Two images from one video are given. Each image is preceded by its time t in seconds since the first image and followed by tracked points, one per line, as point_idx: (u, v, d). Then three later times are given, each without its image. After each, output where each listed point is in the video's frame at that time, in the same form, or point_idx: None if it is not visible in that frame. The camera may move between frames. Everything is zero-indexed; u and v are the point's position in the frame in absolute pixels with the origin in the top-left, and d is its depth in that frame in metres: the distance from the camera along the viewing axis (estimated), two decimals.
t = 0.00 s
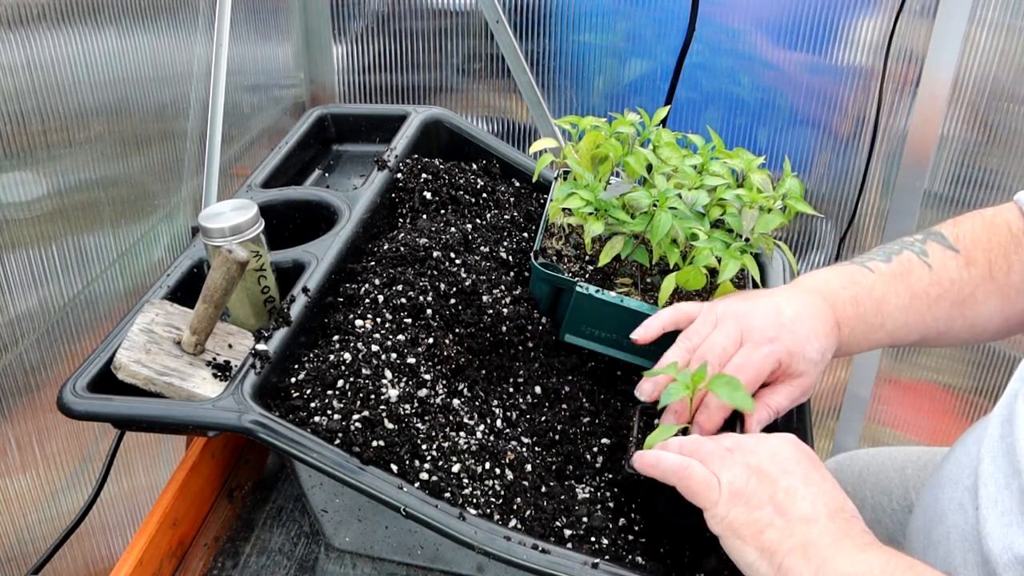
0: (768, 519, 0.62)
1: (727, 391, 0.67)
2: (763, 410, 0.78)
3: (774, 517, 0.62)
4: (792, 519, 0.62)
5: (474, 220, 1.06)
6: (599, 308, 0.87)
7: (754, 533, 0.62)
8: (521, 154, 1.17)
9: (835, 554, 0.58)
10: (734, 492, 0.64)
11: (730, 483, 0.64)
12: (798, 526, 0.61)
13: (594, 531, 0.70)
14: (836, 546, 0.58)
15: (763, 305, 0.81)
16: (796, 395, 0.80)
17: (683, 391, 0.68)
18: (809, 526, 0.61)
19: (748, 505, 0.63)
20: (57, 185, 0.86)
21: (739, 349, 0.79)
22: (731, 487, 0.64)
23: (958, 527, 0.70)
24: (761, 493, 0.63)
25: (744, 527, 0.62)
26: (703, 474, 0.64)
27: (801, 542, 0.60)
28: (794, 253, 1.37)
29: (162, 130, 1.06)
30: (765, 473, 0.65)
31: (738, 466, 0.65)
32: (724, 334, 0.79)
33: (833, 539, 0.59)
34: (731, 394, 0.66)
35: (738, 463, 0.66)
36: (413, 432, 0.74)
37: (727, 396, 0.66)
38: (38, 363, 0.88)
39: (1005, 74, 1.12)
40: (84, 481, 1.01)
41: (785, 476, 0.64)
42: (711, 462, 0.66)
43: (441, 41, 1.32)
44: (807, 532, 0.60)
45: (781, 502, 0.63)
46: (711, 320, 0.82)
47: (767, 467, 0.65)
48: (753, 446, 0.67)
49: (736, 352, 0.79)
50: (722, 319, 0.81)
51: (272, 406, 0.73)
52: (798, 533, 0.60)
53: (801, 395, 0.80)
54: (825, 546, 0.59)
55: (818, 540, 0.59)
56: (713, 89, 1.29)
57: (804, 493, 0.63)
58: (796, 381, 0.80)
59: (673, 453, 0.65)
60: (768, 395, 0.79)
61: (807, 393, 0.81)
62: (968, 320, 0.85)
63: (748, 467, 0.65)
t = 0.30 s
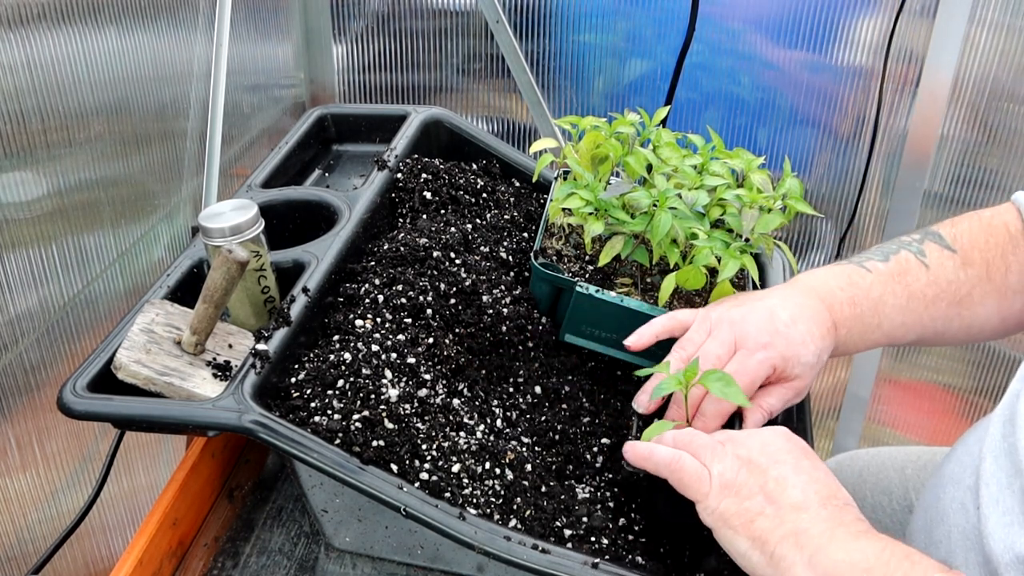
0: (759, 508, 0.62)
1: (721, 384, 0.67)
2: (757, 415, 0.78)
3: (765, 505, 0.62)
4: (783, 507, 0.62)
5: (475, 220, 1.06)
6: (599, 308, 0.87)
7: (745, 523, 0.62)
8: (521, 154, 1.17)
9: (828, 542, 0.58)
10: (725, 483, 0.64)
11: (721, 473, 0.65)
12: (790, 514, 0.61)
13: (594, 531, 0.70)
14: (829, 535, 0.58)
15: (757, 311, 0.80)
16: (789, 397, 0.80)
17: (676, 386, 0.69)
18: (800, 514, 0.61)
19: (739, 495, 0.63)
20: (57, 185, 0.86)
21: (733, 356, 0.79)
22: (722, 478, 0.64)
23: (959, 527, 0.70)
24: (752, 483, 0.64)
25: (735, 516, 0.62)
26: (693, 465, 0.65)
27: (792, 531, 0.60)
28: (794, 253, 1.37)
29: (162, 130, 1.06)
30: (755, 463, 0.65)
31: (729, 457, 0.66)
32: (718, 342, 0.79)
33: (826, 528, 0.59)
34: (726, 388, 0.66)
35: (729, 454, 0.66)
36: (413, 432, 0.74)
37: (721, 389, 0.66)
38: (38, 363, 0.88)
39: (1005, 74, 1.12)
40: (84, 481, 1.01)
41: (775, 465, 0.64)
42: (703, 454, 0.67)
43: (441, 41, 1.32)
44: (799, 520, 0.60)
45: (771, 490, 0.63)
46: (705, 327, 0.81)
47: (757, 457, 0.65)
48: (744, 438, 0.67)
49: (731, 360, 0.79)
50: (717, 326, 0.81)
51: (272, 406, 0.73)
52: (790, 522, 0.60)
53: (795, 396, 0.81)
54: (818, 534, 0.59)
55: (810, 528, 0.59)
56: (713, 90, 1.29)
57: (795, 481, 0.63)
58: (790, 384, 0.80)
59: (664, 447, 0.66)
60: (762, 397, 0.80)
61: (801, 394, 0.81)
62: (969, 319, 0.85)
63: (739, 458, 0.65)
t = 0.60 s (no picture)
0: (761, 518, 0.62)
1: (728, 395, 0.68)
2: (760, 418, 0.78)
3: (767, 515, 0.62)
4: (785, 518, 0.62)
5: (474, 220, 1.06)
6: (599, 308, 0.87)
7: (746, 533, 0.62)
8: (521, 154, 1.17)
9: (830, 555, 0.58)
10: (724, 492, 0.64)
11: (720, 482, 0.65)
12: (792, 525, 0.61)
13: (595, 530, 0.70)
14: (831, 547, 0.58)
15: (761, 307, 0.81)
16: (791, 398, 0.80)
17: (682, 399, 0.70)
18: (802, 526, 0.61)
19: (740, 504, 0.63)
20: (57, 185, 0.86)
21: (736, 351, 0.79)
22: (720, 487, 0.64)
23: (962, 527, 0.70)
24: (754, 492, 0.64)
25: (736, 526, 0.62)
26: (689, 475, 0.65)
27: (795, 541, 0.60)
28: (794, 252, 1.37)
29: (162, 130, 1.06)
30: (758, 471, 0.65)
31: (729, 465, 0.66)
32: (720, 335, 0.79)
33: (828, 540, 0.59)
34: (733, 399, 0.68)
35: (730, 463, 0.66)
36: (413, 432, 0.75)
37: (728, 400, 0.68)
38: (38, 363, 0.88)
39: (1005, 74, 1.12)
40: (84, 481, 1.01)
41: (779, 474, 0.64)
42: (702, 464, 0.67)
43: (440, 41, 1.32)
44: (801, 531, 0.60)
45: (773, 500, 0.63)
46: (708, 322, 0.81)
47: (759, 465, 0.65)
48: (746, 446, 0.67)
49: (734, 355, 0.79)
50: (720, 321, 0.81)
51: (272, 406, 0.73)
52: (792, 533, 0.60)
53: (798, 396, 0.81)
54: (820, 546, 0.59)
55: (813, 540, 0.59)
56: (713, 89, 1.29)
57: (798, 492, 0.63)
58: (792, 383, 0.80)
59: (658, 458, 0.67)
60: (765, 400, 0.79)
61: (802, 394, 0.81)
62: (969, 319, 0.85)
63: (740, 466, 0.66)
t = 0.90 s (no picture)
0: (745, 550, 0.61)
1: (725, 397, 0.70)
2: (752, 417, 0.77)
3: (751, 547, 0.61)
4: (769, 547, 0.60)
5: (474, 220, 1.06)
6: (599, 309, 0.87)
7: (734, 567, 0.61)
8: (521, 154, 1.17)
9: None
10: (706, 529, 0.62)
11: (700, 519, 0.63)
12: (776, 553, 0.60)
13: (595, 530, 0.70)
14: (817, 571, 0.57)
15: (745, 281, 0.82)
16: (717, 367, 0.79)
17: (679, 397, 0.71)
18: (786, 552, 0.59)
19: (723, 539, 0.62)
20: (57, 185, 0.86)
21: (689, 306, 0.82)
22: (701, 524, 0.63)
23: (959, 528, 0.70)
24: (733, 525, 0.62)
25: (723, 561, 0.61)
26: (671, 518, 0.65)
27: (782, 570, 0.59)
28: (794, 252, 1.37)
29: (162, 130, 1.06)
30: (735, 501, 0.63)
31: (707, 498, 0.64)
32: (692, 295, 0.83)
33: (814, 563, 0.58)
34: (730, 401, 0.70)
35: (707, 494, 0.64)
36: (413, 432, 0.75)
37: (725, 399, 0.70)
38: (38, 363, 0.88)
39: (1005, 74, 1.12)
40: (84, 481, 1.01)
41: (756, 499, 0.63)
42: (680, 499, 0.65)
43: (441, 41, 1.32)
44: (786, 558, 0.59)
45: (755, 529, 0.61)
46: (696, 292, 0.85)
47: (736, 493, 0.63)
48: (720, 470, 0.65)
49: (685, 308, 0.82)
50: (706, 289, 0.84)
51: (272, 406, 0.73)
52: (777, 562, 0.59)
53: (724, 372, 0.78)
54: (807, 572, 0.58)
55: (799, 567, 0.58)
56: (713, 89, 1.29)
57: (779, 516, 0.61)
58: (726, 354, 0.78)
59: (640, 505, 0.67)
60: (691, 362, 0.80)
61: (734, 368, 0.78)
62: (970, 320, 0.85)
63: (718, 497, 0.63)
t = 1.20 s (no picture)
0: (734, 571, 0.61)
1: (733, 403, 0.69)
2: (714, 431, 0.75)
3: (739, 567, 0.61)
4: (756, 565, 0.60)
5: (474, 220, 1.06)
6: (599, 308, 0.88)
7: None
8: (521, 154, 1.17)
9: None
10: (695, 554, 0.63)
11: (689, 543, 0.63)
12: (763, 570, 0.60)
13: (594, 530, 0.71)
14: None
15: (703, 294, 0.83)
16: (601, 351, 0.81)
17: (687, 403, 0.70)
18: (773, 568, 0.59)
19: (711, 562, 0.62)
20: (57, 185, 0.86)
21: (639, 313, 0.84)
22: (690, 549, 0.63)
23: (958, 529, 0.70)
24: (721, 546, 0.62)
25: None
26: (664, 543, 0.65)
27: None
28: (794, 252, 1.37)
29: (162, 130, 1.06)
30: (719, 522, 0.63)
31: (693, 523, 0.64)
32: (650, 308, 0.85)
33: None
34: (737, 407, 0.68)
35: (693, 518, 0.64)
36: (413, 432, 0.75)
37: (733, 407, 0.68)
38: (39, 363, 0.88)
39: (1005, 74, 1.12)
40: (84, 481, 1.01)
41: (740, 519, 0.63)
42: (669, 523, 0.65)
43: (441, 41, 1.32)
44: None
45: (741, 550, 0.61)
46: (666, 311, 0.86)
47: (719, 515, 0.63)
48: (702, 492, 0.65)
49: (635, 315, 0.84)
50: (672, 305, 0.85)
51: (272, 406, 0.73)
52: None
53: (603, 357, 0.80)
54: None
55: None
56: (713, 89, 1.29)
57: (763, 534, 0.62)
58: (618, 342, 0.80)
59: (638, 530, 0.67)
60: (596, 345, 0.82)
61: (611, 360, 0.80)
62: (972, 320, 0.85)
63: (702, 520, 0.63)
